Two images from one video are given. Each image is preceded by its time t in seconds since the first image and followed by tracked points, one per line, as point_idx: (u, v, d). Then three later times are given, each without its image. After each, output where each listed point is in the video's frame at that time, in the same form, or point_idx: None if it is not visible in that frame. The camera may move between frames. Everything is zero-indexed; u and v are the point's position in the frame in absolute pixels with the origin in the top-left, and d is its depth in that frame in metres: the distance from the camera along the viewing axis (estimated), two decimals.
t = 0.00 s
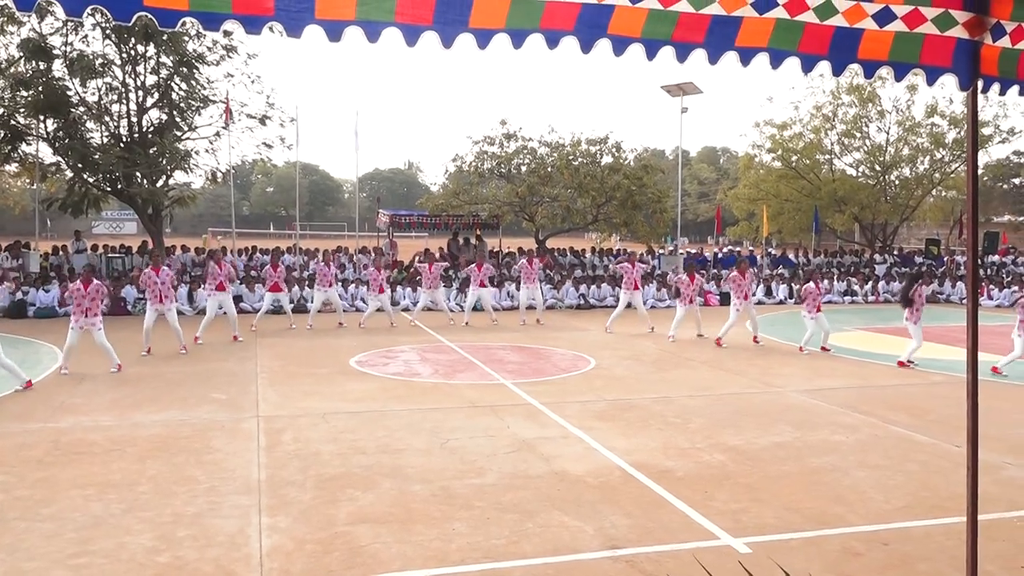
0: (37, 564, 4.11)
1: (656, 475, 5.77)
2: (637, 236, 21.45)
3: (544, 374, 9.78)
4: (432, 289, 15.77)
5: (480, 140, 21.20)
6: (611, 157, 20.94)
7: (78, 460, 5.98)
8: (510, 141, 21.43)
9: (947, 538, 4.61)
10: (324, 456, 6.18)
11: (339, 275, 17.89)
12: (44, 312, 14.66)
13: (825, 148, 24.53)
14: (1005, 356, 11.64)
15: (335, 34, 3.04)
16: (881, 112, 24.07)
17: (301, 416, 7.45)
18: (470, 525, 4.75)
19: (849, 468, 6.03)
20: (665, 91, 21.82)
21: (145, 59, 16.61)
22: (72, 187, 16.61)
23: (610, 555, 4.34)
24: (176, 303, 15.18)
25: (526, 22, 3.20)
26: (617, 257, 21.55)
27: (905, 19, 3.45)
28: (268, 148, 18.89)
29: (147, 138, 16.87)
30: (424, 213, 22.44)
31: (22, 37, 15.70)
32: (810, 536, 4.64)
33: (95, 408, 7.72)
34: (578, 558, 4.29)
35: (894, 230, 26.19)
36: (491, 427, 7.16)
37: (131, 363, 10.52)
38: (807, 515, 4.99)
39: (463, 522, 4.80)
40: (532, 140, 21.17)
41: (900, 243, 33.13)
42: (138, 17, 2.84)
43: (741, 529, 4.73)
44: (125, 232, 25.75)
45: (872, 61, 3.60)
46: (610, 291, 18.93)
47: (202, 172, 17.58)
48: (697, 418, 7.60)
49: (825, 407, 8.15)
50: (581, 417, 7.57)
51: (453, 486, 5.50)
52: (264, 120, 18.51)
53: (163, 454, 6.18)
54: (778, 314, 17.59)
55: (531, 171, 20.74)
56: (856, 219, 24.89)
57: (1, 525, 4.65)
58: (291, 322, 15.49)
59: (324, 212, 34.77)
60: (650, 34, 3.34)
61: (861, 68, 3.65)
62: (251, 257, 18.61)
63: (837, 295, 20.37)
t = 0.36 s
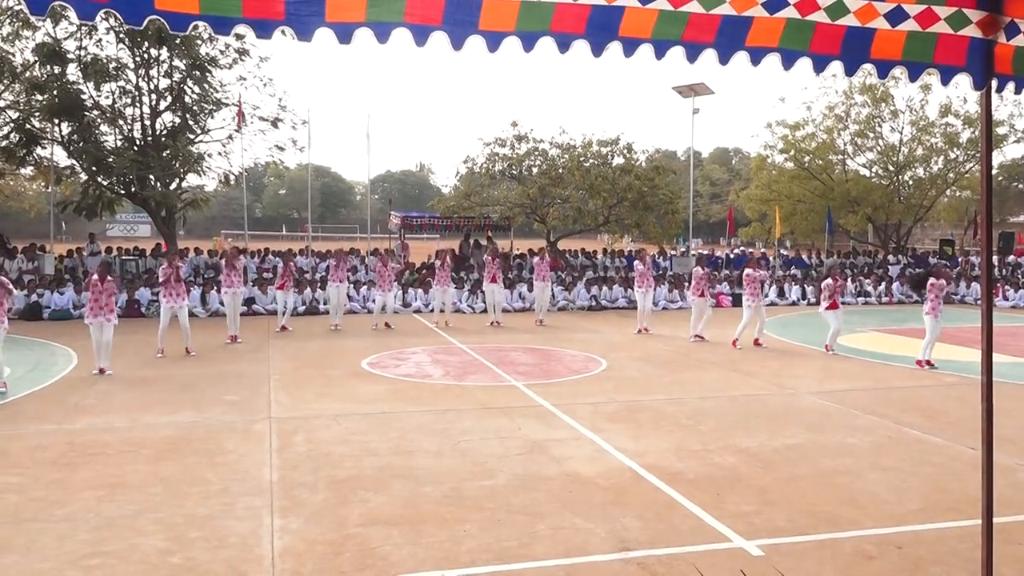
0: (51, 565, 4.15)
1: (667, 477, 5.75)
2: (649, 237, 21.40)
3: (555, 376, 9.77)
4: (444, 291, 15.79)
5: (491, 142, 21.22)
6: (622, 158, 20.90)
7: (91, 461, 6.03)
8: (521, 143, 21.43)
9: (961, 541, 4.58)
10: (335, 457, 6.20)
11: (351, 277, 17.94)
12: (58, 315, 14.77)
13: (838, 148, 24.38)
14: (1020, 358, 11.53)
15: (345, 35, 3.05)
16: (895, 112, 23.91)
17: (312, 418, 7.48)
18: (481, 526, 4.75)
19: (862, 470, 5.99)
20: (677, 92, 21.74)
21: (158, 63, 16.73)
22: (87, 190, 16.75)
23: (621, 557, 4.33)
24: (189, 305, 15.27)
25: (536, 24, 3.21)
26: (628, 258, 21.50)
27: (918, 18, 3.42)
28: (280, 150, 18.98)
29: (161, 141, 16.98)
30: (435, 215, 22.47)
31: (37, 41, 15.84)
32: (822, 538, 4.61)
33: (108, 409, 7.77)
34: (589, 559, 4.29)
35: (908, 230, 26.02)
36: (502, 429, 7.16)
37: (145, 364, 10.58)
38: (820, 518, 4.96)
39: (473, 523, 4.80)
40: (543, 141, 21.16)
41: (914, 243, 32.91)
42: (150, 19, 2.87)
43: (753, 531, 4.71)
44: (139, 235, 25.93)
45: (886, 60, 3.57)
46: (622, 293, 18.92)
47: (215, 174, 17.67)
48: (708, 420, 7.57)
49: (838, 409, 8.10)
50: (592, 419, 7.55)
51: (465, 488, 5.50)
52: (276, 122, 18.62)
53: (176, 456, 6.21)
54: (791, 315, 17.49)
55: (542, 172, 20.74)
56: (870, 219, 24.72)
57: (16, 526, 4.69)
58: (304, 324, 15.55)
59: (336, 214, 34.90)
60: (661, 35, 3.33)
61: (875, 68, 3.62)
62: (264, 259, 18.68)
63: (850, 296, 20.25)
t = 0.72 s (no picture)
0: (60, 565, 4.17)
1: (675, 481, 5.74)
2: (657, 240, 21.36)
3: (564, 378, 9.75)
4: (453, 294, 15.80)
5: (500, 144, 21.23)
6: (631, 161, 20.87)
7: (101, 461, 6.06)
8: (530, 145, 21.44)
9: (972, 546, 4.54)
10: (343, 459, 6.21)
11: (360, 279, 17.96)
12: (69, 316, 14.87)
13: (849, 152, 24.27)
14: None
15: (354, 37, 3.06)
16: (906, 115, 23.79)
17: (321, 419, 7.50)
18: (488, 529, 4.74)
19: (872, 475, 5.96)
20: (686, 95, 21.70)
21: (169, 65, 16.82)
22: (98, 192, 17.01)
23: (628, 560, 4.32)
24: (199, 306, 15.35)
25: (545, 28, 3.21)
26: (638, 261, 21.47)
27: (928, 20, 3.42)
28: (290, 152, 19.04)
29: (171, 144, 17.05)
30: (444, 217, 22.49)
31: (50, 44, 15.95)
32: (831, 543, 4.58)
33: (119, 410, 7.82)
34: (596, 563, 4.28)
35: (919, 234, 25.86)
36: (510, 431, 7.16)
37: (155, 365, 10.63)
38: (828, 522, 4.93)
39: (480, 526, 4.80)
40: (552, 144, 21.16)
41: (925, 246, 32.72)
42: (160, 19, 2.89)
43: (762, 535, 4.69)
44: (150, 236, 26.08)
45: (896, 63, 3.55)
46: (631, 295, 18.89)
47: (225, 176, 17.72)
48: (717, 423, 7.55)
49: (848, 413, 8.06)
50: (600, 422, 7.54)
51: (472, 490, 5.50)
52: (286, 125, 18.69)
53: (185, 456, 6.24)
54: (801, 319, 17.42)
55: (551, 175, 20.74)
56: (880, 222, 24.58)
57: (26, 525, 4.72)
58: (312, 326, 15.59)
59: (345, 216, 34.99)
60: (669, 38, 3.33)
61: (885, 71, 3.60)
62: (273, 261, 18.71)
63: (860, 299, 20.16)
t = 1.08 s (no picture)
0: (66, 562, 4.18)
1: (680, 480, 5.73)
2: (663, 239, 21.32)
3: (569, 377, 9.74)
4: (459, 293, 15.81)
5: (506, 143, 21.23)
6: (637, 159, 20.85)
7: (107, 459, 6.08)
8: (536, 144, 21.44)
9: (978, 546, 4.52)
10: (348, 457, 6.22)
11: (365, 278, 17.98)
12: (76, 314, 14.93)
13: (855, 150, 24.19)
14: None
15: (359, 33, 3.06)
16: (913, 114, 23.69)
17: (326, 418, 7.50)
18: (492, 528, 4.74)
19: (878, 475, 5.93)
20: (692, 93, 21.66)
21: (176, 64, 16.87)
22: (105, 190, 17.02)
23: (633, 559, 4.31)
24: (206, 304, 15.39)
25: (550, 26, 3.21)
26: (643, 260, 21.44)
27: (936, 18, 3.40)
28: (296, 151, 19.09)
29: (178, 142, 17.09)
30: (450, 216, 22.49)
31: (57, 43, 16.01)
32: (836, 543, 4.57)
33: (125, 408, 7.85)
34: (600, 562, 4.27)
35: (926, 233, 25.76)
36: (515, 430, 7.16)
37: (161, 364, 10.67)
38: (833, 522, 4.92)
39: (485, 525, 4.80)
40: (558, 142, 21.16)
41: (932, 245, 32.59)
42: (165, 17, 2.89)
43: (767, 535, 4.67)
44: (156, 235, 26.16)
45: (902, 61, 3.53)
46: (636, 295, 18.88)
47: (231, 175, 17.75)
48: (722, 422, 7.54)
49: (854, 413, 8.03)
50: (605, 420, 7.53)
51: (477, 489, 5.50)
52: (292, 124, 18.73)
53: (190, 455, 6.25)
54: (807, 318, 17.37)
55: (556, 174, 20.73)
56: (887, 222, 24.50)
57: (31, 523, 4.74)
58: (318, 324, 15.62)
59: (351, 215, 35.04)
60: (676, 36, 3.32)
61: (891, 69, 3.58)
62: (279, 260, 18.74)
63: (866, 299, 20.09)
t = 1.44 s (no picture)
0: (69, 557, 4.20)
1: (684, 480, 5.72)
2: (668, 239, 21.29)
3: (573, 377, 9.73)
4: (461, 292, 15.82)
5: (511, 142, 21.21)
6: (643, 159, 20.82)
7: (110, 455, 6.10)
8: (542, 143, 21.42)
9: (981, 550, 4.51)
10: (351, 455, 6.23)
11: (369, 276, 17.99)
12: (81, 310, 14.96)
13: (862, 152, 24.11)
14: None
15: (365, 29, 3.07)
16: (920, 116, 23.61)
17: (329, 415, 7.51)
18: (494, 527, 4.74)
19: (882, 477, 5.92)
20: (699, 94, 21.61)
21: (182, 61, 16.89)
22: (111, 187, 17.06)
23: (635, 559, 4.31)
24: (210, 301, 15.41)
25: (556, 24, 3.21)
26: (648, 260, 21.41)
27: (943, 19, 3.40)
28: (302, 148, 19.11)
29: (184, 139, 17.12)
30: (454, 215, 22.49)
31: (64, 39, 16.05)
32: (839, 545, 4.56)
33: (129, 404, 7.87)
34: (602, 562, 4.27)
35: (932, 235, 25.67)
36: (518, 429, 7.16)
37: (165, 360, 10.69)
38: (836, 524, 4.91)
39: (487, 523, 4.80)
40: (563, 142, 21.13)
41: (938, 248, 32.49)
42: (172, 15, 2.90)
43: (769, 536, 4.67)
44: (162, 232, 26.22)
45: (910, 63, 3.52)
46: (640, 295, 18.86)
47: (237, 172, 17.78)
48: (725, 423, 7.53)
49: (859, 415, 8.01)
50: (608, 420, 7.52)
51: (480, 487, 5.50)
52: (298, 121, 18.75)
53: (194, 451, 6.27)
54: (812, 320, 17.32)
55: (562, 173, 20.71)
56: (893, 224, 24.42)
57: (36, 517, 4.76)
58: (322, 322, 15.63)
59: (356, 213, 35.08)
60: (682, 36, 3.32)
61: (898, 71, 3.57)
62: (283, 257, 18.74)
63: (871, 301, 20.02)
